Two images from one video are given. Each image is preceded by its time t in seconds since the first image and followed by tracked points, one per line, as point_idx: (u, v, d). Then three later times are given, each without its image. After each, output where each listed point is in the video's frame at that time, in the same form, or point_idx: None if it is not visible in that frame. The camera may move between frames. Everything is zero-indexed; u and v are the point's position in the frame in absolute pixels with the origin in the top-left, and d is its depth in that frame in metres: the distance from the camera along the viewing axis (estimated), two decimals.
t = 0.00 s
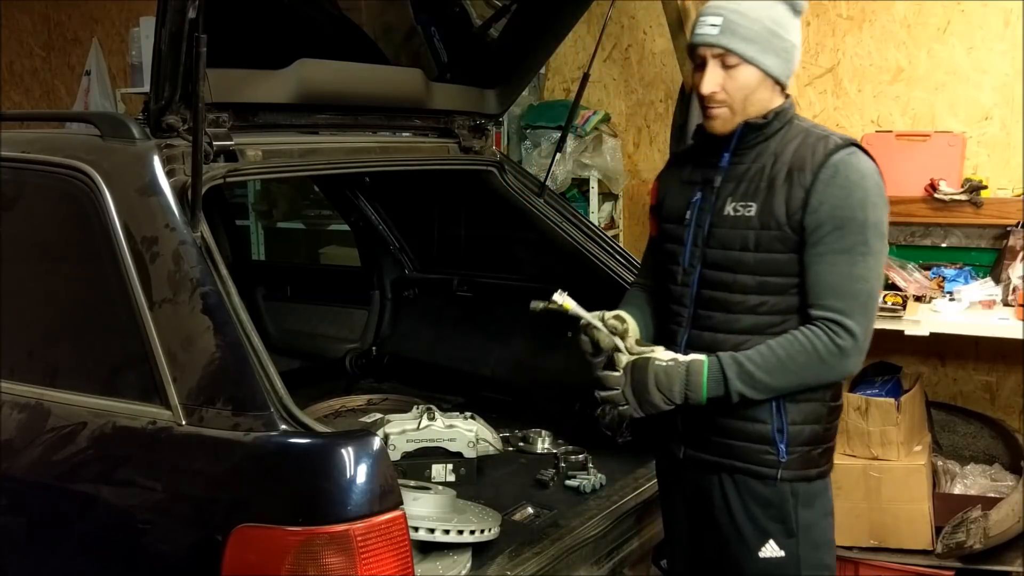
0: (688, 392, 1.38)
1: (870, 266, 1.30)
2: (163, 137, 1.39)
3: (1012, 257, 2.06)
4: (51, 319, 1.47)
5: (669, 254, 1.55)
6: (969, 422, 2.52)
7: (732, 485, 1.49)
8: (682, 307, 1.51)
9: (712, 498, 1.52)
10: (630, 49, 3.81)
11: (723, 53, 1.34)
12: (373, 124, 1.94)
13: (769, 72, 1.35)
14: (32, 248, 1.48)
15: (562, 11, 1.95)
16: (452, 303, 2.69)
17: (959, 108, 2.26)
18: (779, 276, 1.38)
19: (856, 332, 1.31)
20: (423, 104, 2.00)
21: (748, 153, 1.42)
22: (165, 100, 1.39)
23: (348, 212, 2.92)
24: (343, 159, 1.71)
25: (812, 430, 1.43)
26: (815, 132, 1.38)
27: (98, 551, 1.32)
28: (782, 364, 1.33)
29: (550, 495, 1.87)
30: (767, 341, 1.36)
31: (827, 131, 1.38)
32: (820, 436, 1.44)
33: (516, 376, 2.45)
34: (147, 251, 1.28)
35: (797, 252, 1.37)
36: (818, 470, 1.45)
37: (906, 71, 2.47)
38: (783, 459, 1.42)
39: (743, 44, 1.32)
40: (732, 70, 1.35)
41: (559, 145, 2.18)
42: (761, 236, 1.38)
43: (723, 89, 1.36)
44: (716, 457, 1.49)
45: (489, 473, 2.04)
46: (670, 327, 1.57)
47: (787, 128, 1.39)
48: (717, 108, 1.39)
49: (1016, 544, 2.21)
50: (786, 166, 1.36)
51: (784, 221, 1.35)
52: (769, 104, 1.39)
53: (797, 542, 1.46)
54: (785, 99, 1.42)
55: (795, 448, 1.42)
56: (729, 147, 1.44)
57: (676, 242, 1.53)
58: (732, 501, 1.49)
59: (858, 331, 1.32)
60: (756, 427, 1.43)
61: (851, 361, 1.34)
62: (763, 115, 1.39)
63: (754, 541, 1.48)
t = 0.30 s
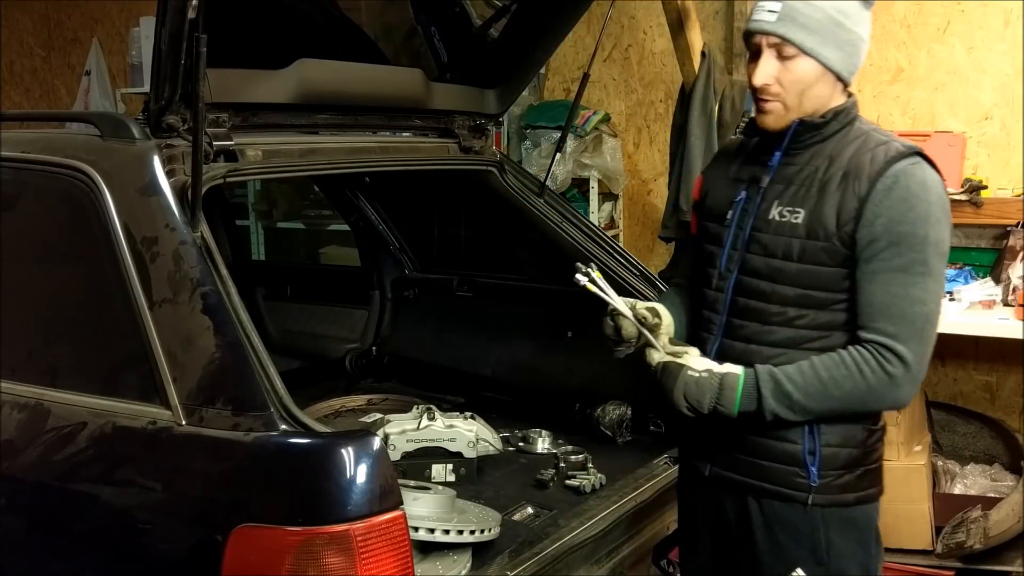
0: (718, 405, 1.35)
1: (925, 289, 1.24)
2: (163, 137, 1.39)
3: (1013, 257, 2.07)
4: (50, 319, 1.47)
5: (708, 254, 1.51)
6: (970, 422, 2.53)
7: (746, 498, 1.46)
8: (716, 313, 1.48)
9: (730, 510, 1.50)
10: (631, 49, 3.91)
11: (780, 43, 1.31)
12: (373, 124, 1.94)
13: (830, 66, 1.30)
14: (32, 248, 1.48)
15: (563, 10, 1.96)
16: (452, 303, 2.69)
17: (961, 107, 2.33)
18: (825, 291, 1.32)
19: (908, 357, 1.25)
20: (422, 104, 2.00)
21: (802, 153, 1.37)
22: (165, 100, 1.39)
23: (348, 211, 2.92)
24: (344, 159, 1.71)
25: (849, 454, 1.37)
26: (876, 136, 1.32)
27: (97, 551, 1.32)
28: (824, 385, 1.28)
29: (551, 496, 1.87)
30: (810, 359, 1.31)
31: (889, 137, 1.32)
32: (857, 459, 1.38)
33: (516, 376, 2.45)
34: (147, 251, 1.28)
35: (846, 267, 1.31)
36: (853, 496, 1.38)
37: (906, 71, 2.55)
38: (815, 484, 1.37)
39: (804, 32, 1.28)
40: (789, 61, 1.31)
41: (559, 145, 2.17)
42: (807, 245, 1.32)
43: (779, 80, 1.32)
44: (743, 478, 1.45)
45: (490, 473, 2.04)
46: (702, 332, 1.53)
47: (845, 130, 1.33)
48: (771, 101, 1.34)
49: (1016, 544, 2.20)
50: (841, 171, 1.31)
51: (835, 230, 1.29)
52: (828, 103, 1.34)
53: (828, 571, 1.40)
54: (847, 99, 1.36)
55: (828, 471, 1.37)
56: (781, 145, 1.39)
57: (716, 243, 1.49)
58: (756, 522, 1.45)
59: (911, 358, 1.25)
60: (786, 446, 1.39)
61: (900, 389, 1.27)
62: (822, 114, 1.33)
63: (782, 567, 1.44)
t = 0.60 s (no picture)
0: (763, 414, 1.33)
1: (982, 302, 1.22)
2: (163, 137, 1.39)
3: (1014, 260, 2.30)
4: (49, 319, 1.47)
5: (745, 260, 1.50)
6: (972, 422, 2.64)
7: (771, 509, 1.46)
8: (754, 324, 1.46)
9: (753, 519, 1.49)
10: (631, 49, 3.92)
11: (826, 41, 1.29)
12: (373, 124, 1.95)
13: (878, 65, 1.28)
14: (33, 248, 1.48)
15: (563, 8, 1.96)
16: (452, 303, 2.69)
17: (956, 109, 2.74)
18: (874, 303, 1.30)
19: (964, 372, 1.22)
20: (423, 104, 2.00)
21: (848, 156, 1.35)
22: (165, 100, 1.39)
23: (348, 211, 2.92)
24: (343, 159, 1.71)
25: (894, 473, 1.34)
26: (926, 139, 1.31)
27: (97, 552, 1.32)
28: (874, 399, 1.26)
29: (553, 495, 1.87)
30: (859, 371, 1.28)
31: (941, 141, 1.30)
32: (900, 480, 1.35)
33: (516, 376, 2.45)
34: (147, 251, 1.28)
35: (897, 278, 1.28)
36: (896, 517, 1.36)
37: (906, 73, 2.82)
38: (858, 504, 1.35)
39: (854, 29, 1.27)
40: (836, 60, 1.29)
41: (559, 145, 2.17)
42: (855, 255, 1.31)
43: (826, 80, 1.30)
44: (779, 495, 1.43)
45: (491, 473, 2.04)
46: (739, 338, 1.52)
47: (892, 134, 1.33)
48: (816, 102, 1.32)
49: (1016, 544, 2.21)
50: (892, 176, 1.29)
51: (887, 239, 1.27)
52: (876, 104, 1.32)
53: None
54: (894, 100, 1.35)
55: (871, 491, 1.34)
56: (827, 147, 1.37)
57: (753, 248, 1.48)
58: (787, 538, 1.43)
59: (967, 374, 1.23)
60: (828, 464, 1.36)
61: (955, 405, 1.25)
62: (872, 115, 1.32)
63: None
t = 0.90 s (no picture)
0: (784, 434, 1.29)
1: (990, 310, 1.23)
2: (163, 137, 1.39)
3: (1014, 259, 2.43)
4: (49, 320, 1.47)
5: (747, 259, 1.49)
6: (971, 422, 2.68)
7: (771, 511, 1.45)
8: (755, 325, 1.45)
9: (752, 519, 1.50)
10: (631, 49, 3.92)
11: (856, 36, 1.27)
12: (373, 124, 1.95)
13: (902, 65, 1.28)
14: (33, 248, 1.48)
15: (564, 6, 1.96)
16: (452, 303, 2.69)
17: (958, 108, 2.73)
18: (880, 306, 1.31)
19: (972, 380, 1.24)
20: (423, 104, 2.00)
21: (857, 157, 1.35)
22: (165, 100, 1.39)
23: (348, 211, 2.92)
24: (343, 159, 1.71)
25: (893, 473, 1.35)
26: (936, 144, 1.31)
27: (97, 551, 1.32)
28: (893, 412, 1.25)
29: (552, 496, 1.87)
30: (876, 385, 1.27)
31: (950, 147, 1.30)
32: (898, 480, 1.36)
33: (516, 376, 2.45)
34: (147, 251, 1.28)
35: (903, 282, 1.28)
36: (894, 517, 1.36)
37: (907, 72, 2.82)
38: (857, 505, 1.35)
39: (883, 25, 1.26)
40: (862, 56, 1.27)
41: (559, 145, 2.16)
42: (864, 258, 1.30)
43: (850, 76, 1.28)
44: (779, 497, 1.43)
45: (491, 473, 2.04)
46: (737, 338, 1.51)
47: (900, 137, 1.32)
48: (837, 99, 1.30)
49: (1016, 544, 2.20)
50: (903, 180, 1.29)
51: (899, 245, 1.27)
52: (888, 106, 1.32)
53: None
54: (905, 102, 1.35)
55: (871, 492, 1.35)
56: (835, 146, 1.37)
57: (756, 248, 1.47)
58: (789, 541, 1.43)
59: (974, 381, 1.24)
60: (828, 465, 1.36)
61: (961, 412, 1.26)
62: (883, 117, 1.32)
63: None
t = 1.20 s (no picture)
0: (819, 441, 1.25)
1: (970, 296, 1.26)
2: (163, 137, 1.39)
3: (1013, 258, 2.47)
4: (49, 320, 1.47)
5: (722, 258, 1.50)
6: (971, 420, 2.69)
7: (755, 502, 1.48)
8: (732, 318, 1.45)
9: (751, 518, 1.50)
10: (631, 49, 3.92)
11: (843, 37, 1.28)
12: (373, 124, 1.95)
13: (882, 66, 1.30)
14: (33, 248, 1.48)
15: (564, 6, 1.96)
16: (452, 303, 2.69)
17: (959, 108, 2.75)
18: (858, 298, 1.32)
19: (960, 366, 1.26)
20: (423, 104, 2.00)
21: (830, 155, 1.37)
22: (165, 100, 1.38)
23: (348, 211, 2.92)
24: (343, 159, 1.71)
25: (871, 463, 1.40)
26: (905, 142, 1.34)
27: (97, 551, 1.32)
28: (909, 406, 1.24)
29: (552, 495, 1.87)
30: (892, 382, 1.24)
31: (918, 144, 1.34)
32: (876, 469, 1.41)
33: (516, 376, 2.45)
34: (147, 251, 1.28)
35: (881, 274, 1.30)
36: (871, 505, 1.42)
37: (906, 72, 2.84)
38: (840, 496, 1.39)
39: (869, 27, 1.27)
40: (847, 58, 1.29)
41: (559, 145, 2.16)
42: (843, 251, 1.32)
43: (836, 77, 1.29)
44: (766, 489, 1.45)
45: (491, 473, 2.04)
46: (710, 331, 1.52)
47: (870, 134, 1.35)
48: (822, 98, 1.31)
49: (1016, 544, 2.20)
50: (876, 176, 1.32)
51: (878, 240, 1.29)
52: (863, 106, 1.34)
53: None
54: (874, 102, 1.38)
55: (852, 482, 1.39)
56: (808, 145, 1.40)
57: (732, 245, 1.48)
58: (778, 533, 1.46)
59: (962, 366, 1.27)
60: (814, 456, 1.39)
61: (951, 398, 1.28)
62: (856, 116, 1.34)
63: None
